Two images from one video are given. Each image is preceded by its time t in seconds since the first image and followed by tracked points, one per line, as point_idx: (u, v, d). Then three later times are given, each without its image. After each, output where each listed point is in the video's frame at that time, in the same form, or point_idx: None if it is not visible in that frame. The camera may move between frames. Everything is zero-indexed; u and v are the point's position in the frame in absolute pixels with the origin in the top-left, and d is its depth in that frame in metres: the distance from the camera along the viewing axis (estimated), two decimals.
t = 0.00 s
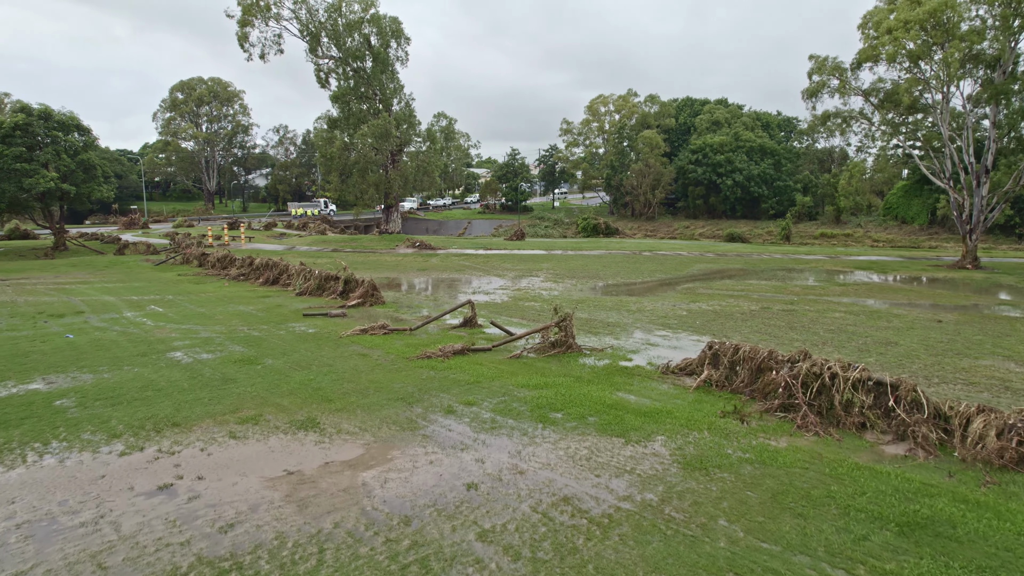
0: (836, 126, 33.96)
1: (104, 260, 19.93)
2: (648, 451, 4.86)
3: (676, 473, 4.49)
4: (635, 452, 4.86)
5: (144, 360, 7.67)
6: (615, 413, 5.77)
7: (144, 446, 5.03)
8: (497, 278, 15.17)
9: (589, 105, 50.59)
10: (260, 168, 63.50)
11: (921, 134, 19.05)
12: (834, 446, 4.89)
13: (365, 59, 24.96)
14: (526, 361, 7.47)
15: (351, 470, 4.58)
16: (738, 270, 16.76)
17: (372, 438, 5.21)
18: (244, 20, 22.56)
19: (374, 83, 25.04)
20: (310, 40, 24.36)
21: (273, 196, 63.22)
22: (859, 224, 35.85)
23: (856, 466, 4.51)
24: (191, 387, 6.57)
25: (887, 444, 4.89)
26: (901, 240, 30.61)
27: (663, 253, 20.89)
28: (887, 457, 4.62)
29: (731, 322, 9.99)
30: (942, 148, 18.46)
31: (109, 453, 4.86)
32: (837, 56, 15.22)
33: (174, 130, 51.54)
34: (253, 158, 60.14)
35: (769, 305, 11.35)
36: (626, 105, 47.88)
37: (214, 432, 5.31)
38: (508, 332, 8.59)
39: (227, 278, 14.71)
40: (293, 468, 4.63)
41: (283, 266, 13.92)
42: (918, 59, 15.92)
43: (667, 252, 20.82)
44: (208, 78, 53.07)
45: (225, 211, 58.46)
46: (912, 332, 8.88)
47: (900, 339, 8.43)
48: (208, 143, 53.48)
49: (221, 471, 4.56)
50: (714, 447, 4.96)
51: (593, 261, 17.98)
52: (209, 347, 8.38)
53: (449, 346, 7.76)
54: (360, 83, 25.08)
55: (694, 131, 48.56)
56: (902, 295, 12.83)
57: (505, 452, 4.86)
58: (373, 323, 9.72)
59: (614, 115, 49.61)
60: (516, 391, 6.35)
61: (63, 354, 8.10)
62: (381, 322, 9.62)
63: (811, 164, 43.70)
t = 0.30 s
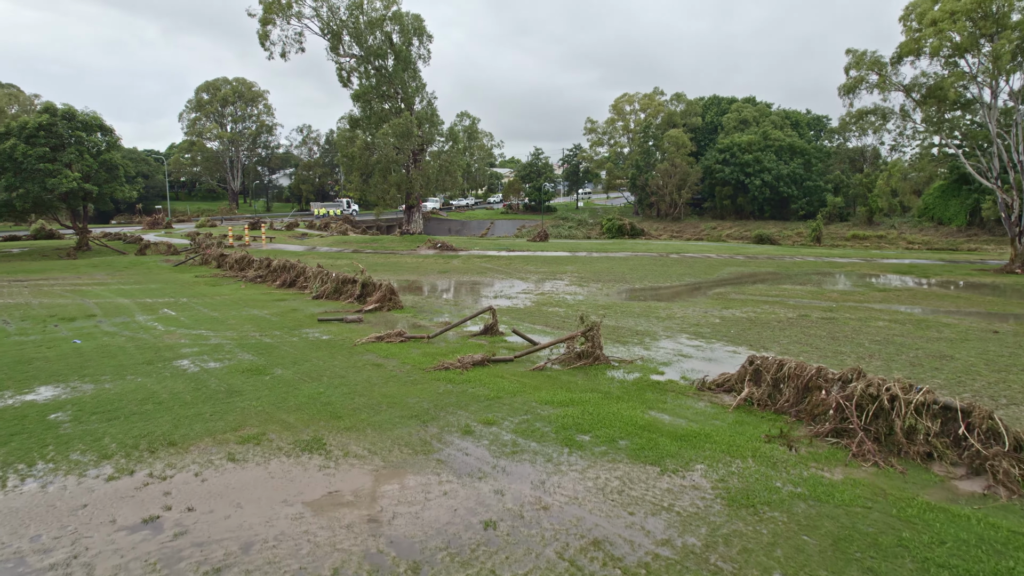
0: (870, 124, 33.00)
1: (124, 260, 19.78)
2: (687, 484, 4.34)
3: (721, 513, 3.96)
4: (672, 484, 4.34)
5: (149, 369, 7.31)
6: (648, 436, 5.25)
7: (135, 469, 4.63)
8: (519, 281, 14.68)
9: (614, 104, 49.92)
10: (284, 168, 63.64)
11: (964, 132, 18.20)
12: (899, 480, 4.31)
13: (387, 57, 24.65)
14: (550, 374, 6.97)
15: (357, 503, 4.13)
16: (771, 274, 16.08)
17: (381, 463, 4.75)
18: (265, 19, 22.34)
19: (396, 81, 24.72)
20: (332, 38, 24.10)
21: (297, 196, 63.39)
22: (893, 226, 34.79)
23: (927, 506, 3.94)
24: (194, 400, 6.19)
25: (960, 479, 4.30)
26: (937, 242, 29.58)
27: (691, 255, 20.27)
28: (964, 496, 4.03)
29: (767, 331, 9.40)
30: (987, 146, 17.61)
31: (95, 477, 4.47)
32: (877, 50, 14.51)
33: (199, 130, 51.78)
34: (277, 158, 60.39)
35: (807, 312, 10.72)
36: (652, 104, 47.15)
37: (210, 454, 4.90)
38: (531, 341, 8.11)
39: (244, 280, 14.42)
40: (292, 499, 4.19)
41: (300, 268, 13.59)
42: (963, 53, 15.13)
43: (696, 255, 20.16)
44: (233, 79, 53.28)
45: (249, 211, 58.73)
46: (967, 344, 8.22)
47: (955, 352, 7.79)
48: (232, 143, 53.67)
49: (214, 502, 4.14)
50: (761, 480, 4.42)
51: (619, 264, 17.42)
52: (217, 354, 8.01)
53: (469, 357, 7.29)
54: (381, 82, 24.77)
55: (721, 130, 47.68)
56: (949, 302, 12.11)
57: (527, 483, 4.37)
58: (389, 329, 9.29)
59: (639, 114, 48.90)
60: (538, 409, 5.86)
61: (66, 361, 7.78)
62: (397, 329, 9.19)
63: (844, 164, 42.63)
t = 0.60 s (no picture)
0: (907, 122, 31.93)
1: (146, 261, 19.64)
2: (736, 530, 3.78)
3: (780, 568, 3.40)
4: (718, 530, 3.80)
5: (153, 380, 6.92)
6: (687, 467, 4.69)
7: (121, 500, 4.21)
8: (544, 285, 14.18)
9: (641, 103, 49.15)
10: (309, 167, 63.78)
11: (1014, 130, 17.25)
12: (984, 529, 3.69)
13: (410, 55, 24.29)
14: (577, 391, 6.44)
15: (360, 547, 3.65)
16: (808, 279, 15.37)
17: (390, 496, 4.28)
18: (287, 17, 22.09)
19: (419, 80, 24.35)
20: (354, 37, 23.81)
21: (321, 196, 63.50)
22: (931, 227, 33.61)
23: None
24: (195, 417, 5.78)
25: None
26: (979, 244, 28.45)
27: (721, 257, 19.63)
28: None
29: (810, 342, 8.62)
30: None
31: (75, 509, 4.07)
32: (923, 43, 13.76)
33: (225, 130, 52.03)
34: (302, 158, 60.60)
35: (851, 321, 10.05)
36: (680, 103, 46.33)
37: (205, 483, 4.47)
38: (557, 353, 7.58)
39: (263, 282, 14.11)
40: (288, 541, 3.72)
41: (318, 271, 13.23)
42: (1016, 45, 14.27)
43: (727, 258, 19.46)
44: (259, 79, 53.48)
45: (275, 211, 58.97)
46: None
47: (1022, 369, 7.08)
48: (258, 143, 53.86)
49: (201, 542, 3.68)
50: (821, 524, 3.83)
51: (647, 267, 16.82)
52: (226, 364, 7.62)
53: (490, 370, 6.80)
54: (405, 81, 24.43)
55: (751, 129, 46.65)
56: (1003, 310, 11.33)
57: (552, 526, 3.85)
58: (407, 337, 8.84)
59: (667, 113, 48.09)
60: (565, 433, 5.33)
61: (70, 370, 7.45)
62: (415, 337, 8.73)
63: (877, 164, 40.86)
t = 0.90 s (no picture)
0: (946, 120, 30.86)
1: (167, 261, 19.51)
2: None
3: None
4: None
5: (159, 390, 6.60)
6: (730, 501, 4.19)
7: (106, 532, 3.85)
8: (569, 289, 13.70)
9: (668, 101, 48.39)
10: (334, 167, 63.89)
11: None
12: None
13: (434, 53, 23.96)
14: (605, 409, 5.94)
15: None
16: (845, 283, 14.70)
17: (399, 531, 3.85)
18: (310, 15, 21.89)
19: (443, 78, 24.01)
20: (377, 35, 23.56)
21: (346, 195, 63.55)
22: (970, 229, 32.47)
23: None
24: (197, 432, 5.42)
25: None
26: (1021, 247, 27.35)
27: (752, 260, 18.97)
28: None
29: (854, 355, 7.78)
30: None
31: (53, 543, 3.71)
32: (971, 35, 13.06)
33: (251, 130, 52.24)
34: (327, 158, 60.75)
35: (897, 330, 9.42)
36: (708, 102, 45.50)
37: (198, 512, 4.09)
38: (584, 364, 7.10)
39: (281, 284, 13.83)
40: None
41: (336, 273, 12.90)
42: None
43: (759, 261, 18.77)
44: (285, 79, 53.64)
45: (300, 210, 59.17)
46: None
47: None
48: (283, 143, 54.00)
49: None
50: None
51: (676, 270, 16.26)
52: (235, 373, 7.26)
53: (512, 384, 6.34)
54: (428, 79, 24.11)
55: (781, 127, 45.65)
56: None
57: (580, 574, 3.40)
58: (427, 345, 8.44)
59: (695, 112, 47.28)
60: (592, 458, 4.85)
61: (75, 378, 7.16)
62: (434, 346, 8.31)
63: (914, 162, 39.61)
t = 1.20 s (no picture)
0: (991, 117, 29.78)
1: (195, 261, 19.52)
2: None
3: None
4: None
5: (172, 397, 6.37)
6: (779, 534, 3.76)
7: (100, 558, 3.58)
8: (598, 291, 13.31)
9: (699, 100, 47.61)
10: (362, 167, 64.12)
11: None
12: None
13: (461, 51, 23.70)
14: (638, 425, 5.54)
15: None
16: (888, 287, 14.05)
17: (413, 564, 3.51)
18: (337, 14, 21.75)
19: (470, 76, 23.73)
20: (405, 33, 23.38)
21: (374, 195, 63.72)
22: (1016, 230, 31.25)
23: None
24: (207, 445, 5.15)
25: None
26: None
27: (788, 263, 18.35)
28: None
29: (906, 366, 7.26)
30: None
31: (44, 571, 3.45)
32: None
33: (281, 130, 52.60)
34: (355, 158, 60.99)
35: (948, 339, 8.86)
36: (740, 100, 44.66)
37: (200, 537, 3.80)
38: (615, 375, 6.69)
39: (305, 285, 13.64)
40: None
41: (360, 274, 12.67)
42: None
43: (795, 263, 18.15)
44: (314, 79, 53.96)
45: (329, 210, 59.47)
46: None
47: None
48: (312, 143, 54.32)
49: None
50: None
51: (709, 273, 15.75)
52: (252, 379, 7.01)
53: (539, 395, 5.98)
54: (455, 77, 23.87)
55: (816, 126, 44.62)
56: None
57: None
58: (450, 352, 8.11)
59: (727, 111, 46.44)
60: (625, 481, 4.46)
61: (90, 383, 6.97)
62: (458, 352, 7.98)
63: (957, 161, 38.32)
